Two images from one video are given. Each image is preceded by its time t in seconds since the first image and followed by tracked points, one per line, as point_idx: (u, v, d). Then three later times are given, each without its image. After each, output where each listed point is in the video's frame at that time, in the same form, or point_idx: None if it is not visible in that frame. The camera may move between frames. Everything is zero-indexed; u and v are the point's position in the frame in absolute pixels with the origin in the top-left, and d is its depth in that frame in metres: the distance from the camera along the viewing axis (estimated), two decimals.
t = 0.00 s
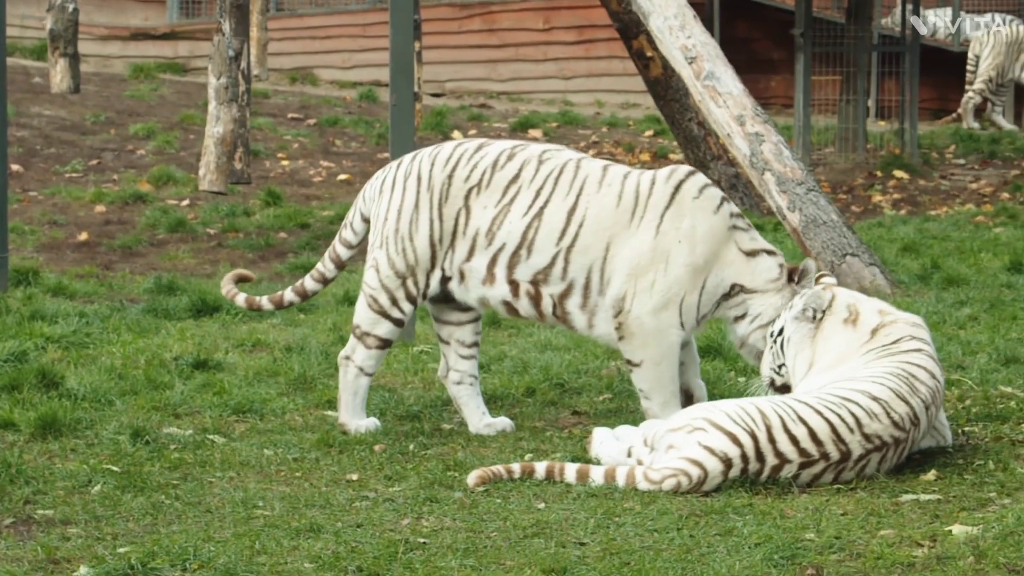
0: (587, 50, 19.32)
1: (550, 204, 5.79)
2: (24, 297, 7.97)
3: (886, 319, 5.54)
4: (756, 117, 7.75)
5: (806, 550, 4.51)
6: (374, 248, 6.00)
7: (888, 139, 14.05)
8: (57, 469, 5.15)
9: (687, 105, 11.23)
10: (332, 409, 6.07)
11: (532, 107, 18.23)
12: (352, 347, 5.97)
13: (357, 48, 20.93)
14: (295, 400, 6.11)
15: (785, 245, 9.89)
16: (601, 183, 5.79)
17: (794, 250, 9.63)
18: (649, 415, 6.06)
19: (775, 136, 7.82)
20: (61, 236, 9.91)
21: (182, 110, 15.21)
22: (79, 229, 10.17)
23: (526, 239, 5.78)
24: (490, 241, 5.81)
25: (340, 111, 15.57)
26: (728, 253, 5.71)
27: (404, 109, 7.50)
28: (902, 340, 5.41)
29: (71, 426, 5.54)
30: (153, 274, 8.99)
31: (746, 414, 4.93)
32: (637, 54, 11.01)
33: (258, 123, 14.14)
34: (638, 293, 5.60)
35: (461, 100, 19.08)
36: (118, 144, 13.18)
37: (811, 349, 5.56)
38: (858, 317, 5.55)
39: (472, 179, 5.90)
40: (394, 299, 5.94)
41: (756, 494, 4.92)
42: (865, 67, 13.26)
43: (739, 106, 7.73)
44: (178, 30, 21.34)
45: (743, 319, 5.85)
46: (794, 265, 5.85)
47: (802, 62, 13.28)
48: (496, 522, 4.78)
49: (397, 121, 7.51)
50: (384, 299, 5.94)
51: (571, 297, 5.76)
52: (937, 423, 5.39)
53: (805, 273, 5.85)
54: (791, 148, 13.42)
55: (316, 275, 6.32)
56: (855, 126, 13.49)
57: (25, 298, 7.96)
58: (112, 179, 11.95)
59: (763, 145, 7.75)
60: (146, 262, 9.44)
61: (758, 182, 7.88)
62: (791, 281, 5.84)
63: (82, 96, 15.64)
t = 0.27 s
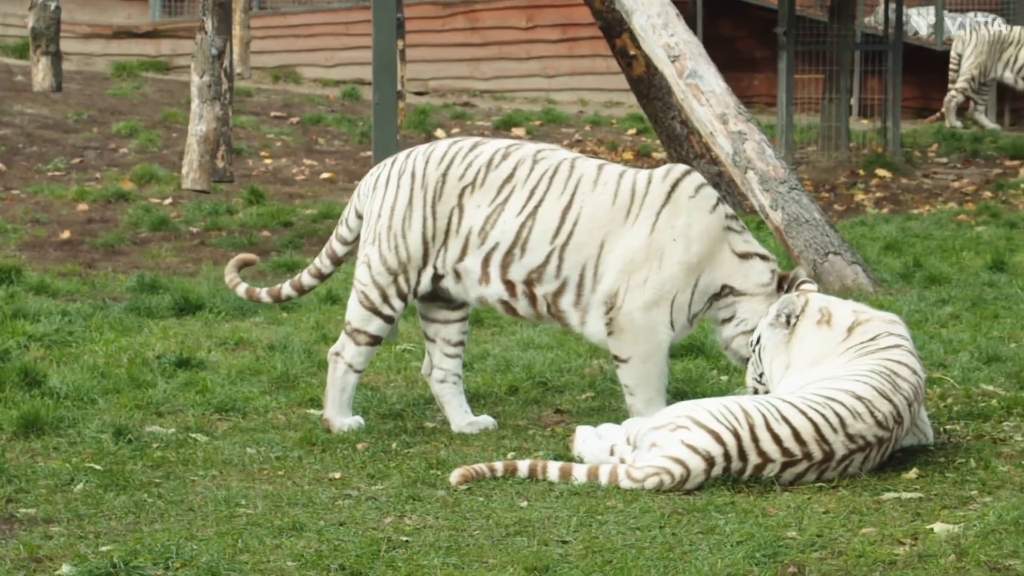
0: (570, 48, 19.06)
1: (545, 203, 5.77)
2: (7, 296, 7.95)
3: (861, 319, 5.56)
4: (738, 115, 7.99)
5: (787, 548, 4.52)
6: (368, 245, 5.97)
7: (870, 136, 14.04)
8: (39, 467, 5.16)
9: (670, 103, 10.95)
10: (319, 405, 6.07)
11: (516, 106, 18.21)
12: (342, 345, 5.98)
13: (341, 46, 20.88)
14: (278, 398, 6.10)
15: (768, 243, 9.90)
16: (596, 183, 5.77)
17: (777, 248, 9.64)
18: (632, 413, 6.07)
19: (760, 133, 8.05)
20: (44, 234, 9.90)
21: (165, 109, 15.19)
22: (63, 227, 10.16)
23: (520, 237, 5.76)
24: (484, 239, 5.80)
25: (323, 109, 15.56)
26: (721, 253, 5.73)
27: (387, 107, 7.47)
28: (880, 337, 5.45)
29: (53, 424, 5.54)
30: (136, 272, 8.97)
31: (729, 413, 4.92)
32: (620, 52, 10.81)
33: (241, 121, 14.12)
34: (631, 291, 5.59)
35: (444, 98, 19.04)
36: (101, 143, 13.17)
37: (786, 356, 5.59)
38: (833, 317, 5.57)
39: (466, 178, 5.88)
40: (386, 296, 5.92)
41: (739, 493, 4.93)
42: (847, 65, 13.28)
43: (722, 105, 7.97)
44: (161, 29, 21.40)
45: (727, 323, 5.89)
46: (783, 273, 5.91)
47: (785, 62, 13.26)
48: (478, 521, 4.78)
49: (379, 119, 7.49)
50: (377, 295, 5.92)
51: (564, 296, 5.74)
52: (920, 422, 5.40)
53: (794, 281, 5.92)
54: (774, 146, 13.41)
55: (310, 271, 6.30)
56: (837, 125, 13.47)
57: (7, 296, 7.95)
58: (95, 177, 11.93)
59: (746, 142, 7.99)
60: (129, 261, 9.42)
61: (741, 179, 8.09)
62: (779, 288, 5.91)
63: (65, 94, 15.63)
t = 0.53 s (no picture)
0: (558, 47, 19.00)
1: (539, 202, 5.76)
2: None
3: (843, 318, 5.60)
4: (726, 114, 8.03)
5: (774, 547, 4.52)
6: (361, 244, 5.95)
7: (857, 136, 14.01)
8: (25, 466, 5.15)
9: (658, 102, 10.15)
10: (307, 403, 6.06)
11: (501, 104, 18.19)
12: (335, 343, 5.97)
13: (327, 45, 20.85)
14: (265, 397, 6.09)
15: (755, 242, 9.90)
16: (590, 181, 5.76)
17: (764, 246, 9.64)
18: (618, 411, 6.07)
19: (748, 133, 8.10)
20: (31, 233, 9.90)
21: (152, 107, 15.18)
22: (49, 226, 10.16)
23: (514, 237, 5.74)
24: (477, 239, 5.78)
25: (310, 108, 15.54)
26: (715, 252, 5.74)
27: (375, 106, 7.47)
28: (862, 334, 5.49)
29: (40, 424, 5.55)
30: (123, 270, 8.96)
31: (716, 411, 4.93)
32: (607, 51, 10.06)
33: (228, 120, 14.11)
34: (625, 290, 5.59)
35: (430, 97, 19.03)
36: (88, 141, 13.16)
37: (766, 363, 5.62)
38: (813, 317, 5.60)
39: (460, 177, 5.86)
40: (379, 294, 5.90)
41: (725, 492, 4.94)
42: (834, 65, 13.22)
43: (708, 105, 8.03)
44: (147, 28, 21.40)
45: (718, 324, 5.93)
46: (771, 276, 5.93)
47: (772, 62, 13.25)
48: (465, 520, 4.78)
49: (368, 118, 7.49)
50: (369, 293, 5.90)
51: (559, 295, 5.73)
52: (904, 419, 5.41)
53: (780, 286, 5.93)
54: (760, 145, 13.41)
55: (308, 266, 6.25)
56: (825, 124, 13.46)
57: None
58: (82, 176, 11.92)
59: (734, 142, 8.03)
60: (116, 259, 9.41)
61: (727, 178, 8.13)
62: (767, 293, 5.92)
63: (52, 93, 15.62)
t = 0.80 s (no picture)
0: (543, 46, 19.00)
1: (531, 201, 5.77)
2: None
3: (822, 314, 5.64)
4: (711, 113, 8.02)
5: (759, 546, 4.52)
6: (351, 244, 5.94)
7: (843, 135, 13.99)
8: (11, 465, 5.15)
9: (644, 101, 9.78)
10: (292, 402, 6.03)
11: (489, 103, 18.15)
12: (322, 340, 5.94)
13: (313, 44, 20.85)
14: (251, 396, 6.09)
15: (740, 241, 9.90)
16: (582, 180, 5.77)
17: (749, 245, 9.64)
18: (604, 410, 6.07)
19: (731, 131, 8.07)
20: (16, 232, 9.89)
21: (138, 106, 15.17)
22: (35, 225, 10.15)
23: (507, 236, 5.75)
24: (469, 238, 5.79)
25: (295, 107, 15.53)
26: (707, 247, 5.77)
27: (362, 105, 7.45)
28: (842, 329, 5.52)
29: (26, 422, 5.55)
30: (109, 269, 8.95)
31: (701, 410, 4.93)
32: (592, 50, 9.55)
33: (214, 119, 14.10)
34: (618, 287, 5.61)
35: (416, 96, 19.01)
36: (73, 140, 13.15)
37: (744, 358, 5.69)
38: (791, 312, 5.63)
39: (451, 177, 5.86)
40: (370, 293, 5.89)
41: (711, 490, 4.94)
42: (819, 64, 13.25)
43: (695, 104, 8.02)
44: (132, 26, 21.55)
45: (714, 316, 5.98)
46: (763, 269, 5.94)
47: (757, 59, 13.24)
48: (451, 519, 4.78)
49: (353, 115, 9.45)
50: (358, 292, 5.88)
51: (552, 293, 5.75)
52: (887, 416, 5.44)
53: (770, 278, 5.96)
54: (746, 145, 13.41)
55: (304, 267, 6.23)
56: (811, 123, 13.41)
57: None
58: (67, 175, 11.91)
59: (718, 142, 8.00)
60: (102, 258, 9.40)
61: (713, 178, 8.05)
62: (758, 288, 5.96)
63: (38, 91, 15.62)
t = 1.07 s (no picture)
0: (530, 45, 18.98)
1: (525, 199, 5.78)
2: None
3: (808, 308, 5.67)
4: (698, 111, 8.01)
5: (745, 545, 4.52)
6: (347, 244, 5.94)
7: (830, 134, 13.98)
8: None
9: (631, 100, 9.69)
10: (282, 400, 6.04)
11: (475, 103, 18.13)
12: (314, 336, 5.94)
13: (300, 43, 20.86)
14: (237, 395, 6.08)
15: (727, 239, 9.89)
16: (575, 177, 5.77)
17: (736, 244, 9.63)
18: (590, 409, 6.07)
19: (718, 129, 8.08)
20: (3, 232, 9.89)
21: (125, 105, 15.18)
22: (22, 224, 10.16)
23: (502, 235, 5.76)
24: (464, 237, 5.79)
25: (282, 106, 15.54)
26: (703, 242, 5.78)
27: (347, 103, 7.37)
28: (825, 323, 5.55)
29: (12, 422, 5.55)
30: (96, 269, 8.94)
31: (688, 408, 4.94)
32: (579, 48, 9.54)
33: (201, 118, 14.10)
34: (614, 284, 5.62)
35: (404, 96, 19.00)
36: (60, 139, 13.16)
37: (728, 343, 5.78)
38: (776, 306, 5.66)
39: (446, 175, 5.87)
40: (366, 293, 5.88)
41: (697, 489, 4.94)
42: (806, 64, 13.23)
43: (681, 103, 7.99)
44: (121, 25, 21.70)
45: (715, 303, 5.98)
46: (762, 254, 5.92)
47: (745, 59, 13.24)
48: (437, 518, 4.78)
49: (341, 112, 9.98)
50: (354, 292, 5.88)
51: (548, 291, 5.76)
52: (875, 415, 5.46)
53: (770, 263, 5.93)
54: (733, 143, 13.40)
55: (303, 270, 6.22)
56: (797, 122, 13.42)
57: None
58: (54, 174, 11.90)
59: (706, 140, 8.01)
60: (89, 257, 9.39)
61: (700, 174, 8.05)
62: (758, 274, 5.93)
63: (25, 90, 15.63)
